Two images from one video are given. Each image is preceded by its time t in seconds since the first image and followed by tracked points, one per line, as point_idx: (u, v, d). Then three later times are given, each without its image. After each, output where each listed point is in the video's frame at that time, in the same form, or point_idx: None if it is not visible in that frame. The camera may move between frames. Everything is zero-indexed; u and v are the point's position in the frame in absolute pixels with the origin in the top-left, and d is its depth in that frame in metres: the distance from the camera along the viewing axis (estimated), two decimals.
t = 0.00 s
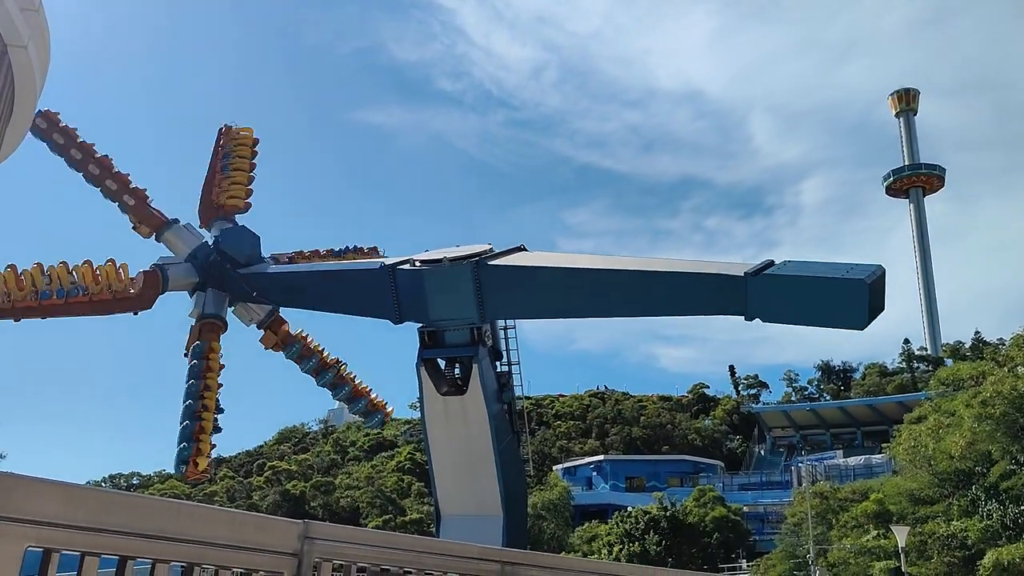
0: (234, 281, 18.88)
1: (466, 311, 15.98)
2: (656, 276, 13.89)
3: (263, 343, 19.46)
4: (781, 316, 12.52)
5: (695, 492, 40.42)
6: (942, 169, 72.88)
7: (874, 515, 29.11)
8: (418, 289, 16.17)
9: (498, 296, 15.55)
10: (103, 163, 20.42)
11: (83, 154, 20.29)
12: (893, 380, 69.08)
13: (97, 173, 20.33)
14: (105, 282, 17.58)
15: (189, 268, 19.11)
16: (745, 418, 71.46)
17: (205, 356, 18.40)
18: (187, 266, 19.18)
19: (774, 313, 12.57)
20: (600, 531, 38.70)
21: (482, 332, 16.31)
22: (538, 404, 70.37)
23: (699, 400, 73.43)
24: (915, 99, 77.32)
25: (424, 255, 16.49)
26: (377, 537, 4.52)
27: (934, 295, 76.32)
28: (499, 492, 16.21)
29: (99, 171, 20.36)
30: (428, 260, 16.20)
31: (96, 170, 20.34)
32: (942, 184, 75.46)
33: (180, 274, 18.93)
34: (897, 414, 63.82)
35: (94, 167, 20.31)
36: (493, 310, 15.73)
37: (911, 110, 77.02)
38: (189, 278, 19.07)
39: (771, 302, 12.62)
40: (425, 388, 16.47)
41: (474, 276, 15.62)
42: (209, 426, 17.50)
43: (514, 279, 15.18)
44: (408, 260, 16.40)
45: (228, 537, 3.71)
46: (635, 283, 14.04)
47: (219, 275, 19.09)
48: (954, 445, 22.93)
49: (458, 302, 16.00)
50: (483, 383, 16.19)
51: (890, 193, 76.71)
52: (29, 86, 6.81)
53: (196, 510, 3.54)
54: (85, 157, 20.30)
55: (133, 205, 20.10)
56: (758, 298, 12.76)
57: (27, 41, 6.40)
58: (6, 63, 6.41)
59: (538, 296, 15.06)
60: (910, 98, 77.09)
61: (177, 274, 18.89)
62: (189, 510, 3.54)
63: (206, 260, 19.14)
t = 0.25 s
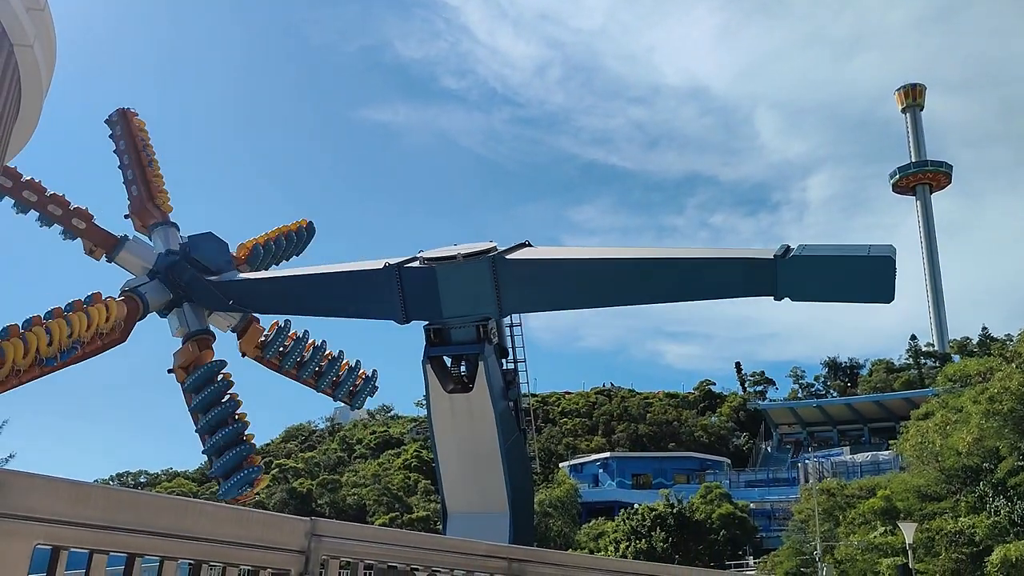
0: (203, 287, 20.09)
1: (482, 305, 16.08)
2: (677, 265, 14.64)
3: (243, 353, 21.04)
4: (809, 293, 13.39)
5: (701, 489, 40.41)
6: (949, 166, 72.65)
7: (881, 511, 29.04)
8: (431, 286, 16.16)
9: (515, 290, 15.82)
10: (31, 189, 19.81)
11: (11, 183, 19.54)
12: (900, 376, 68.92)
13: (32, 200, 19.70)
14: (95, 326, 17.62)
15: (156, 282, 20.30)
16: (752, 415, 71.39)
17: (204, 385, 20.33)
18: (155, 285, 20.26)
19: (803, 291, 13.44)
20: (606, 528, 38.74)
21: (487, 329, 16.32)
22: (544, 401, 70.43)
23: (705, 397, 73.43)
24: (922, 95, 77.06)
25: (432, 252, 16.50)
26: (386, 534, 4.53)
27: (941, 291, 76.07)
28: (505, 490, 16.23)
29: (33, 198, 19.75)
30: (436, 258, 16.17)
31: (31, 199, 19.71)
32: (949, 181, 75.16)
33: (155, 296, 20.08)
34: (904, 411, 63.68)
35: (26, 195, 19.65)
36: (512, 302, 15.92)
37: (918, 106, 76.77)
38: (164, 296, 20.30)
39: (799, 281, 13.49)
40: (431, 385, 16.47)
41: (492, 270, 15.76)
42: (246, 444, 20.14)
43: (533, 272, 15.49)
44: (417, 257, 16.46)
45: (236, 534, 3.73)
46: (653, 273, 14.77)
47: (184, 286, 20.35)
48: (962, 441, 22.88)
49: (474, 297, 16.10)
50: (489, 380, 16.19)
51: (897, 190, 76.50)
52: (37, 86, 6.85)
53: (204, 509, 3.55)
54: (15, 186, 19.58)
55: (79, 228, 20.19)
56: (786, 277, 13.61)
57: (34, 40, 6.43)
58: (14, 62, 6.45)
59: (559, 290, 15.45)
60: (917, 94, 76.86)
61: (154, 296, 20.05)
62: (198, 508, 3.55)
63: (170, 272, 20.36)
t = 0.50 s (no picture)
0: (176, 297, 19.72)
1: (491, 301, 15.94)
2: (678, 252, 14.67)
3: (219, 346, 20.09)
4: (821, 276, 13.58)
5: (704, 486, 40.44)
6: (952, 162, 72.48)
7: (883, 508, 29.04)
8: (440, 282, 16.06)
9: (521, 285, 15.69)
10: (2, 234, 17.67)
11: None
12: (903, 372, 68.88)
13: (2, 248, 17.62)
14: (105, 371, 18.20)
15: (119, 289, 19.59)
16: (754, 412, 71.39)
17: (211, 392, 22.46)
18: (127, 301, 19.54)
19: (817, 271, 13.60)
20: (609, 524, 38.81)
21: (490, 326, 16.36)
22: (547, 399, 70.47)
23: (707, 394, 73.44)
24: (925, 91, 76.89)
25: (435, 249, 16.38)
26: (389, 532, 4.54)
27: (944, 288, 75.97)
28: (508, 487, 16.24)
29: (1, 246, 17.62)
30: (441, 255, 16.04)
31: None
32: (952, 178, 75.04)
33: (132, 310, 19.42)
34: (907, 407, 63.66)
35: None
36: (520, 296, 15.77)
37: (921, 102, 76.59)
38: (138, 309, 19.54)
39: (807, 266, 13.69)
40: (433, 383, 16.46)
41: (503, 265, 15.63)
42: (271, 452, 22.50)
43: (537, 263, 15.46)
44: (420, 254, 16.30)
45: (239, 532, 3.74)
46: (656, 260, 14.77)
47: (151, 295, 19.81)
48: (964, 437, 22.85)
49: (482, 294, 16.00)
50: (492, 378, 16.19)
51: (900, 188, 76.34)
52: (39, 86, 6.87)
53: (208, 507, 3.56)
54: None
55: (39, 274, 18.32)
56: (798, 260, 13.72)
57: (35, 39, 6.45)
58: (15, 62, 6.46)
59: (565, 282, 15.42)
60: (920, 90, 76.71)
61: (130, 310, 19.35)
62: (202, 506, 3.57)
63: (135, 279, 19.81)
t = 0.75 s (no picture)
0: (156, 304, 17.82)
1: (499, 297, 15.76)
2: (683, 244, 14.73)
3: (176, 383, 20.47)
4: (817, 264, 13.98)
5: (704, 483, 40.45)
6: (953, 160, 72.40)
7: (884, 505, 29.05)
8: (444, 279, 15.72)
9: (531, 277, 15.51)
10: None
11: None
12: (904, 369, 68.87)
13: None
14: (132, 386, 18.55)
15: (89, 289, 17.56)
16: (755, 409, 71.38)
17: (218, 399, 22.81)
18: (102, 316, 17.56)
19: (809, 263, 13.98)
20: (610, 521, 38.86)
21: (491, 324, 16.40)
22: (548, 395, 70.47)
23: (708, 390, 73.46)
24: (926, 88, 76.80)
25: (436, 246, 16.09)
26: (389, 529, 4.54)
27: (945, 285, 75.96)
28: (509, 483, 16.27)
29: None
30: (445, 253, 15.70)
31: None
32: (954, 176, 74.99)
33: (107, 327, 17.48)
34: (908, 404, 63.67)
35: None
36: (531, 291, 15.58)
37: (922, 99, 76.48)
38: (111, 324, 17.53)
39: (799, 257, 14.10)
40: (434, 380, 16.47)
41: (511, 261, 15.38)
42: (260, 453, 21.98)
43: (546, 258, 15.31)
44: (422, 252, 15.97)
45: (240, 528, 3.75)
46: (665, 252, 14.79)
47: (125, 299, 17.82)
48: (965, 435, 22.83)
49: (490, 291, 15.79)
50: (493, 374, 16.20)
51: (901, 186, 76.31)
52: (41, 83, 6.89)
53: (207, 503, 3.57)
54: None
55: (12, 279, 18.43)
56: (792, 251, 14.05)
57: (36, 36, 6.46)
58: (16, 60, 6.47)
59: (576, 275, 15.34)
60: (921, 87, 76.63)
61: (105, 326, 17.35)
62: (201, 503, 3.57)
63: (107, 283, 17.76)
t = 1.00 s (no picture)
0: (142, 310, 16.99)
1: (502, 291, 15.77)
2: (673, 233, 14.84)
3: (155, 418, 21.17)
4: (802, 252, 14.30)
5: (704, 479, 40.48)
6: (954, 158, 72.39)
7: (884, 501, 29.09)
8: (447, 274, 15.69)
9: (534, 272, 15.47)
10: None
11: None
12: (904, 366, 68.92)
13: None
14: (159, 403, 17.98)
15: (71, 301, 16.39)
16: (755, 405, 71.43)
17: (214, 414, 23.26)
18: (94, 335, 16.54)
19: (791, 252, 14.27)
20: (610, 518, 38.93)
21: (490, 320, 16.43)
22: (548, 392, 70.50)
23: (708, 387, 73.52)
24: (927, 84, 76.78)
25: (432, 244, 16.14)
26: (390, 525, 4.55)
27: (945, 281, 76.00)
28: (509, 480, 16.30)
29: None
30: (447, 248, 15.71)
31: None
32: (954, 174, 75.01)
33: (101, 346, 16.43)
34: (908, 401, 63.72)
35: None
36: (535, 285, 15.59)
37: (923, 95, 76.44)
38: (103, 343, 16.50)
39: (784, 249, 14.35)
40: (434, 378, 16.47)
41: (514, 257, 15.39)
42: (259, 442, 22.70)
43: (550, 253, 15.26)
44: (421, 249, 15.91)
45: (241, 524, 3.76)
46: (669, 242, 14.87)
47: (105, 306, 16.85)
48: (965, 431, 22.86)
49: (494, 286, 15.75)
50: (493, 371, 16.22)
51: (901, 183, 76.34)
52: (40, 78, 6.88)
53: (206, 498, 3.57)
54: None
55: None
56: (776, 241, 14.31)
57: (35, 32, 6.46)
58: (15, 55, 6.47)
59: (581, 266, 15.35)
60: (921, 84, 76.60)
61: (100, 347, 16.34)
62: (200, 498, 3.57)
63: (85, 291, 16.66)
